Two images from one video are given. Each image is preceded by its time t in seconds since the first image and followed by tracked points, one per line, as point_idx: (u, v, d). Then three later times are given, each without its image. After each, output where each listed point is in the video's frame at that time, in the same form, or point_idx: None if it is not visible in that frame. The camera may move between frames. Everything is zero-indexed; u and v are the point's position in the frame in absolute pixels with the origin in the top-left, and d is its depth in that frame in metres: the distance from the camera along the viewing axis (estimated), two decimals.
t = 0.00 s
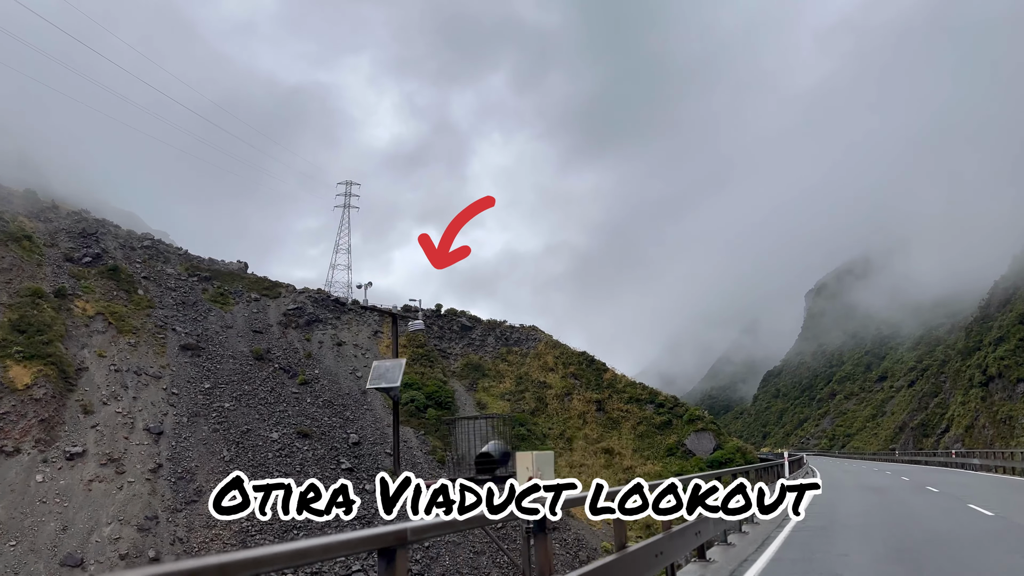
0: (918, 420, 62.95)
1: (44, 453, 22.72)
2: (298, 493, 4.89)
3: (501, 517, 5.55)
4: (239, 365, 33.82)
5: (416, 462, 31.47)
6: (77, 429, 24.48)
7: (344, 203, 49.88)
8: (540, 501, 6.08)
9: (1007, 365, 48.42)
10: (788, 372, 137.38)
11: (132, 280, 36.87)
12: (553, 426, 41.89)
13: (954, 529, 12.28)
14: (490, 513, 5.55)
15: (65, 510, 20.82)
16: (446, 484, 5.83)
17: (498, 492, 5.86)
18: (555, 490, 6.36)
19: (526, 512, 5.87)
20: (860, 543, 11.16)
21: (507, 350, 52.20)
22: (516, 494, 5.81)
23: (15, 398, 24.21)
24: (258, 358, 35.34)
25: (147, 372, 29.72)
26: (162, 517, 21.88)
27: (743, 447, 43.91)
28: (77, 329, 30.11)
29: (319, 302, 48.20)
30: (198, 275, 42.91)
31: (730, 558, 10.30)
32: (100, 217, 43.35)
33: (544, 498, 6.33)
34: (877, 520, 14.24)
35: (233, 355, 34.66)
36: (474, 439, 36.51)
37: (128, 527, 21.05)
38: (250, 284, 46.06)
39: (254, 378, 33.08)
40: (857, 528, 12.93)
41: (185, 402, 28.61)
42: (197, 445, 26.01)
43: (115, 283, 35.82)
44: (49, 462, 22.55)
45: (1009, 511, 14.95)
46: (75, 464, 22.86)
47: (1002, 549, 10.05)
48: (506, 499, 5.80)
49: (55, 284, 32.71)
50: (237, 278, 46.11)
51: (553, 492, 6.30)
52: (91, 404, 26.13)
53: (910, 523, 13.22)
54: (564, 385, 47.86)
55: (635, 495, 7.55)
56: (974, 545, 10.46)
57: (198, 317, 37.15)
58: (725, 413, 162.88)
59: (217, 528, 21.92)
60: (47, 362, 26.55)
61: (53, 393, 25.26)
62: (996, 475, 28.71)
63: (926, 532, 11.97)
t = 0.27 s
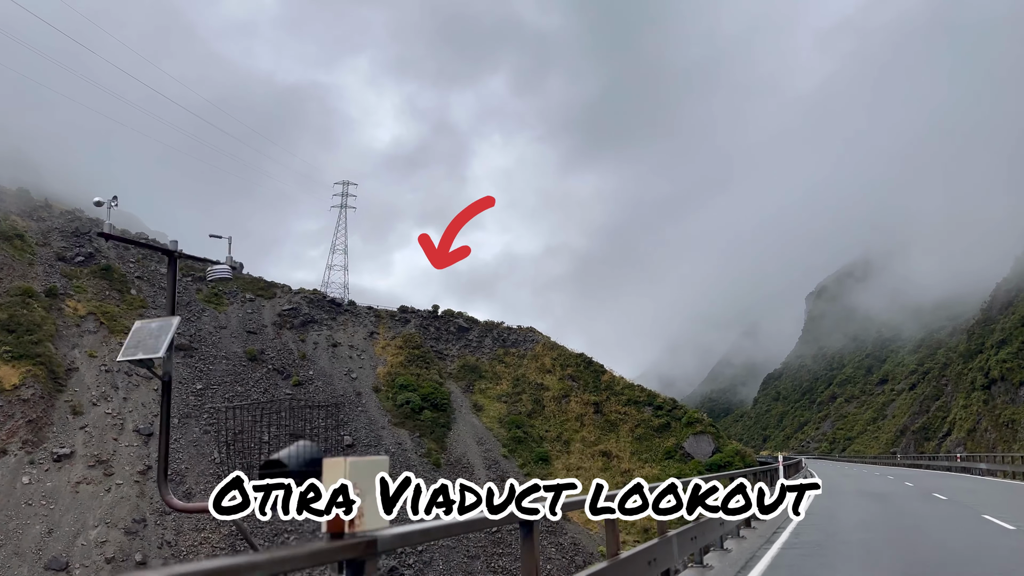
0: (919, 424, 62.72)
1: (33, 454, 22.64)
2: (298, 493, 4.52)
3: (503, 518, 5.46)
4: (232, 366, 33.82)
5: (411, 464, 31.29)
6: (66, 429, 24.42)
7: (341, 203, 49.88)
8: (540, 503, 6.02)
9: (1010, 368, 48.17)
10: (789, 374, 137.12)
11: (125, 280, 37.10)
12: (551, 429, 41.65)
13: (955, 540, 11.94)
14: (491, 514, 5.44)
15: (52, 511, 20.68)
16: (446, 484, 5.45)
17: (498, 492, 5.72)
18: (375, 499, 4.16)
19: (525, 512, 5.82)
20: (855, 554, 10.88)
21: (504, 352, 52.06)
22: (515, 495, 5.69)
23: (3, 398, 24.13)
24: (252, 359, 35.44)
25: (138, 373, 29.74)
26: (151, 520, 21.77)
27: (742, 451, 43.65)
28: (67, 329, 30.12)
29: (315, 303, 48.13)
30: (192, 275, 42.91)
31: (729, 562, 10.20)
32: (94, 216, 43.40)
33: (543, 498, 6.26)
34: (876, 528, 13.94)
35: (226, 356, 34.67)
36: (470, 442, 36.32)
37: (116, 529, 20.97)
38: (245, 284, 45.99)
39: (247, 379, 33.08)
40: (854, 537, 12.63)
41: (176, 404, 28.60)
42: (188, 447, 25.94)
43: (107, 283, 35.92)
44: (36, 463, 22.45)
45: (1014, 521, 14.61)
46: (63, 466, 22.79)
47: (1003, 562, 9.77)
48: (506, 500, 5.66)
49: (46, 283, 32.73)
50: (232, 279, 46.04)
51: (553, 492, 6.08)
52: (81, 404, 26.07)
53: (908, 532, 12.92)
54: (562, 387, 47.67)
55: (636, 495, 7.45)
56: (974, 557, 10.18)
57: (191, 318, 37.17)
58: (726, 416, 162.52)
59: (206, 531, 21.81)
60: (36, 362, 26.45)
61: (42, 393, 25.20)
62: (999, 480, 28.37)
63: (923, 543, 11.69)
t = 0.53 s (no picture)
0: (920, 426, 62.54)
1: (20, 454, 22.58)
2: (298, 493, 4.76)
3: (508, 517, 5.08)
4: (225, 366, 33.82)
5: (405, 465, 31.18)
6: (54, 429, 24.38)
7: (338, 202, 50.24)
8: (540, 503, 5.75)
9: (1012, 370, 47.96)
10: (790, 376, 136.92)
11: (118, 279, 37.27)
12: (548, 430, 41.47)
13: (954, 550, 11.80)
14: (492, 514, 5.09)
15: (38, 513, 20.51)
16: (446, 485, 5.53)
17: (498, 491, 5.63)
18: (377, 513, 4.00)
19: (526, 512, 5.56)
20: (854, 558, 10.71)
21: (501, 352, 51.93)
22: (516, 494, 5.52)
23: None
24: (245, 359, 35.52)
25: (130, 372, 29.78)
26: (138, 522, 21.62)
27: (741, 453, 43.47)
28: (58, 328, 30.12)
29: (310, 302, 48.12)
30: (186, 274, 42.96)
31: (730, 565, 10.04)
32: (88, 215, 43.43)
33: (543, 498, 6.00)
34: (875, 534, 13.78)
35: (219, 356, 34.72)
36: (466, 443, 36.17)
37: (103, 531, 20.83)
38: (239, 284, 46.05)
39: (239, 379, 33.04)
40: (852, 541, 12.45)
41: (167, 405, 28.61)
42: (178, 448, 25.90)
43: (100, 282, 36.10)
44: (22, 463, 22.33)
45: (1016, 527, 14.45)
46: (50, 467, 22.65)
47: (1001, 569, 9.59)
48: (505, 499, 5.48)
49: (37, 282, 32.77)
50: (227, 278, 45.99)
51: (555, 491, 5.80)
52: (69, 404, 26.01)
53: (907, 540, 12.77)
54: (559, 388, 47.54)
55: (636, 495, 7.31)
56: (971, 564, 10.00)
57: (184, 318, 37.24)
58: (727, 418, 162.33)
59: (195, 533, 21.77)
60: (25, 362, 26.34)
61: (31, 392, 25.21)
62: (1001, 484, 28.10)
63: (921, 553, 11.54)
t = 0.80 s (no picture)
0: (921, 426, 62.34)
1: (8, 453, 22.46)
2: (298, 493, 4.63)
3: (505, 517, 4.91)
4: (218, 366, 33.72)
5: (399, 466, 31.04)
6: (42, 429, 24.26)
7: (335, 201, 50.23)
8: (539, 502, 5.64)
9: (1014, 371, 47.75)
10: (790, 376, 136.77)
11: (110, 276, 37.21)
12: (545, 430, 41.30)
13: (954, 539, 11.58)
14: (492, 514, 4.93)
15: (24, 513, 20.38)
16: (446, 484, 5.37)
17: (498, 492, 5.44)
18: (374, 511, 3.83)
19: (526, 512, 5.45)
20: (851, 553, 10.51)
21: (498, 352, 51.76)
22: (516, 494, 5.33)
23: None
24: (238, 358, 35.44)
25: (120, 371, 29.69)
26: (126, 523, 21.51)
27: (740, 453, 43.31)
28: (49, 327, 30.04)
29: (305, 301, 48.02)
30: (179, 272, 42.92)
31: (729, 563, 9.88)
32: (81, 212, 43.32)
33: (542, 498, 5.88)
34: (874, 527, 13.56)
35: (212, 355, 34.65)
36: (461, 444, 36.01)
37: (90, 531, 20.69)
38: (234, 282, 46.02)
39: (231, 378, 32.94)
40: (850, 536, 12.24)
41: (158, 404, 28.51)
42: (168, 448, 25.80)
43: (91, 280, 36.09)
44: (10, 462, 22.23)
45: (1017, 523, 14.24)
46: (37, 467, 22.53)
47: (1000, 563, 9.38)
48: (505, 499, 5.30)
49: (28, 280, 32.70)
50: (221, 276, 45.83)
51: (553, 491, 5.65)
52: (58, 404, 25.90)
53: (906, 531, 12.53)
54: (557, 387, 47.36)
55: (636, 495, 7.16)
56: (969, 558, 9.80)
57: (177, 317, 37.17)
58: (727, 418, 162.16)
59: (183, 535, 21.68)
60: (14, 360, 26.27)
61: (19, 391, 25.10)
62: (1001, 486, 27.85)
63: (921, 542, 11.30)
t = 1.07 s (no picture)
0: (923, 426, 62.15)
1: None
2: (298, 493, 4.54)
3: (499, 517, 4.77)
4: (210, 364, 33.61)
5: (393, 465, 30.94)
6: (29, 428, 24.10)
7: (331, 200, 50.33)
8: (539, 502, 5.50)
9: (1016, 369, 47.56)
10: (790, 376, 136.62)
11: (102, 274, 37.16)
12: (541, 430, 41.17)
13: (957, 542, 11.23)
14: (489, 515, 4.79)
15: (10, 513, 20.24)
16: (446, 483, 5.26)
17: (498, 492, 5.25)
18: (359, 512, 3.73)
19: (525, 512, 5.28)
20: (849, 556, 10.25)
21: (495, 350, 51.61)
22: (516, 495, 5.16)
23: None
24: (231, 356, 35.34)
25: (111, 369, 29.57)
26: (114, 524, 21.36)
27: (739, 453, 43.15)
28: (38, 324, 29.94)
29: (300, 299, 47.93)
30: (173, 270, 42.90)
31: (728, 563, 9.74)
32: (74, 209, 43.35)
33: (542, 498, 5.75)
34: (873, 528, 13.25)
35: (204, 353, 34.55)
36: (457, 443, 35.89)
37: (76, 532, 20.53)
38: (228, 280, 45.99)
39: (223, 377, 32.82)
40: (853, 536, 11.93)
41: (149, 403, 28.37)
42: (158, 447, 25.66)
43: (83, 277, 36.06)
44: None
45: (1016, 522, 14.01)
46: (24, 467, 22.39)
47: (1003, 567, 9.09)
48: (505, 499, 5.14)
49: (18, 277, 32.64)
50: (215, 274, 45.77)
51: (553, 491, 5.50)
52: (47, 403, 25.77)
53: (905, 532, 12.23)
54: (554, 386, 47.23)
55: (636, 495, 7.02)
56: (966, 560, 9.57)
57: (169, 315, 37.08)
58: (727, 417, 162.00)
59: (172, 535, 21.56)
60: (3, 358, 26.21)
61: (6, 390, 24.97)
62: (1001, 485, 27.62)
63: (921, 545, 10.96)
